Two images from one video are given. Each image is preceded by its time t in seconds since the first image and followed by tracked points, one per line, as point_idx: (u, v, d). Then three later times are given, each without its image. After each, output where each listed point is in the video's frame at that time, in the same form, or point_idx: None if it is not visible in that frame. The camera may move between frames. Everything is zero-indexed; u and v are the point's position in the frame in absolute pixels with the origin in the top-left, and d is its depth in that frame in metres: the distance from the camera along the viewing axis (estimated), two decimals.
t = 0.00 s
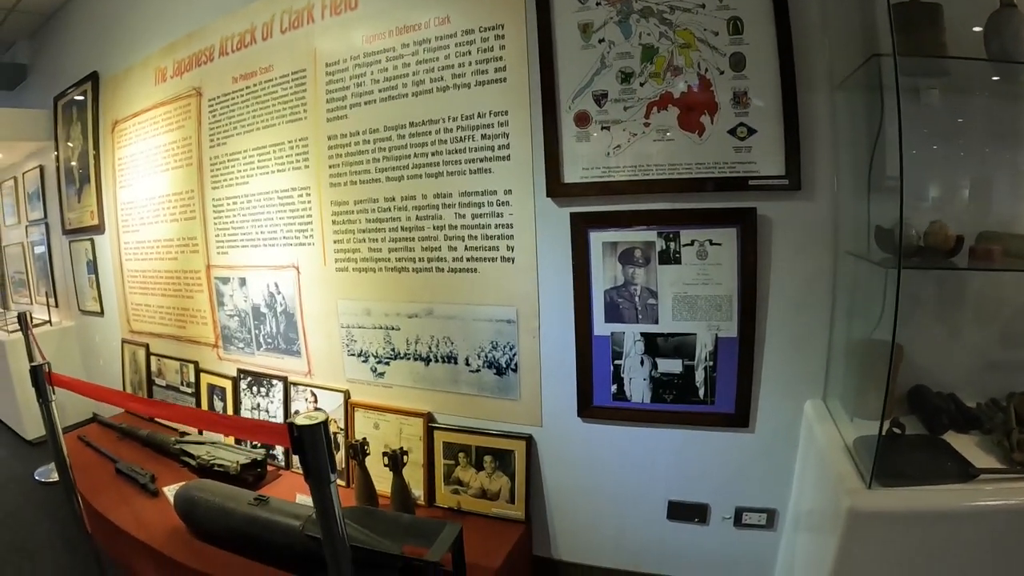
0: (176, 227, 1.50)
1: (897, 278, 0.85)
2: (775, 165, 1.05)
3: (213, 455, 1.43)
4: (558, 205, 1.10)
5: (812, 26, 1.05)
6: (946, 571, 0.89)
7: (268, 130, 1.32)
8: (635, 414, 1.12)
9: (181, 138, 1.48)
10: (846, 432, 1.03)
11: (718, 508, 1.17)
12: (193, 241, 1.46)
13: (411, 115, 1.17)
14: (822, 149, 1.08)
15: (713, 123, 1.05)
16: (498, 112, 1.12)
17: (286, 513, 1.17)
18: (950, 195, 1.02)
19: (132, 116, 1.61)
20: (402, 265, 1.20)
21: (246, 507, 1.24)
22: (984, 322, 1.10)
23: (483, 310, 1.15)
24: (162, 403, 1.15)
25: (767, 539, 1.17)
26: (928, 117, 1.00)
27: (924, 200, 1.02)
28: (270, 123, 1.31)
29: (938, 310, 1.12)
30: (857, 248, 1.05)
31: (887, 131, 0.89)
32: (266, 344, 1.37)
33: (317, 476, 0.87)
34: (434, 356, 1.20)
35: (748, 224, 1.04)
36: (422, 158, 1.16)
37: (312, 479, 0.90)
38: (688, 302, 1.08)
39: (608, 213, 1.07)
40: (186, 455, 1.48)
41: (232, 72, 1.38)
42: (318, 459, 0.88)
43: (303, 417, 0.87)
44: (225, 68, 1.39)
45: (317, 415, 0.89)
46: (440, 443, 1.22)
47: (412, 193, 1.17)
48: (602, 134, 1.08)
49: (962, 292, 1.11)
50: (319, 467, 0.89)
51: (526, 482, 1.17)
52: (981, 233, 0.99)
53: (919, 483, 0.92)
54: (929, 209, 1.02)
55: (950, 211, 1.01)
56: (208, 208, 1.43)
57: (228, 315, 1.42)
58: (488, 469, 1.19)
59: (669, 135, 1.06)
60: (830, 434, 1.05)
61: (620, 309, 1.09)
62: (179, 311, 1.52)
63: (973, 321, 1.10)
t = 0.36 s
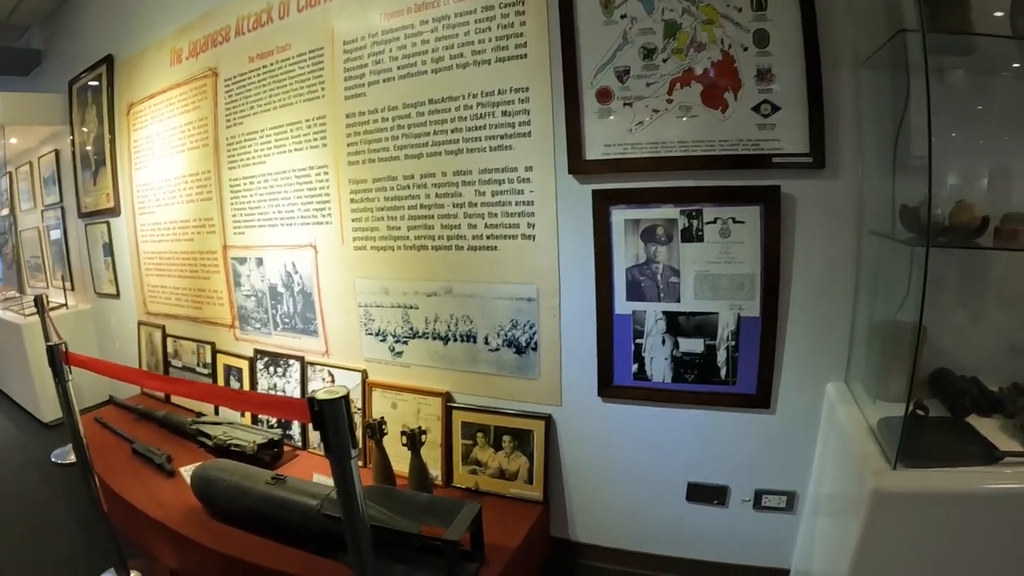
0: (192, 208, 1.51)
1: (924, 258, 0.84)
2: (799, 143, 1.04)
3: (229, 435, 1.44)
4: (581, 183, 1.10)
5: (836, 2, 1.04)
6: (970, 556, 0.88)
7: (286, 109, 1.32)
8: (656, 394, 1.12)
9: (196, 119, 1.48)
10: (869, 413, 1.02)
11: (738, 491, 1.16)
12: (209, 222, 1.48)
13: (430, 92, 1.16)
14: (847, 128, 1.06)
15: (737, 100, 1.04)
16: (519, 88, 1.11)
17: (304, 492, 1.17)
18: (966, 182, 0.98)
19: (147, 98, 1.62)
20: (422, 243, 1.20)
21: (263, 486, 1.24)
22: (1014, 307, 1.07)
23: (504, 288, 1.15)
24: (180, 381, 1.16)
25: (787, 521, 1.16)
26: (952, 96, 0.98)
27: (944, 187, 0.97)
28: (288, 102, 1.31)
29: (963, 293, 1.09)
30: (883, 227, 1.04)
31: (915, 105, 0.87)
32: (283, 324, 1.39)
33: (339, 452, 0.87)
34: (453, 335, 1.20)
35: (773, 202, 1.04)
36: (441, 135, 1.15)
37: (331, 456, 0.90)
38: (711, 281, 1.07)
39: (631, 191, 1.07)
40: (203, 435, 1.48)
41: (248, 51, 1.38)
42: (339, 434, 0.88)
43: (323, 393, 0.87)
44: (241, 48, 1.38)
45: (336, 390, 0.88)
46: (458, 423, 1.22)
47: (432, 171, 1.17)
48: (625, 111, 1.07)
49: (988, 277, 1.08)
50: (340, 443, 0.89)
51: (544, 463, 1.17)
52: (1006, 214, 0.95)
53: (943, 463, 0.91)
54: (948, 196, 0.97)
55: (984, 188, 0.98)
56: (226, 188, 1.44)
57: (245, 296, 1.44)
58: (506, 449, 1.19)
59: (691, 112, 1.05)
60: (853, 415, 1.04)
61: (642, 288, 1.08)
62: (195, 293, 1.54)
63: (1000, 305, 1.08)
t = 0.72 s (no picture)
0: (209, 186, 1.52)
1: (964, 237, 0.83)
2: (831, 119, 1.02)
3: (245, 415, 1.43)
4: (608, 158, 1.09)
5: None
6: (1002, 544, 0.85)
7: (305, 86, 1.30)
8: (682, 374, 1.10)
9: (213, 98, 1.48)
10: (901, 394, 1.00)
11: (762, 474, 1.15)
12: (226, 201, 1.49)
13: (453, 66, 1.14)
14: (879, 105, 1.03)
15: (767, 75, 1.02)
16: (544, 62, 1.09)
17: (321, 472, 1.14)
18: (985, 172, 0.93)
19: (162, 77, 1.61)
20: (443, 219, 1.19)
21: (281, 468, 1.20)
22: None
23: (527, 266, 1.14)
24: (201, 357, 1.13)
25: (810, 505, 1.14)
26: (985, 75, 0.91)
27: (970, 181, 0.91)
28: (306, 78, 1.30)
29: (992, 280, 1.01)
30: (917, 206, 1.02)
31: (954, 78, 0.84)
32: (301, 303, 1.41)
33: (363, 431, 0.83)
34: (475, 314, 1.20)
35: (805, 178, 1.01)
36: (464, 109, 1.13)
37: (354, 434, 0.86)
38: (739, 259, 1.05)
39: (661, 166, 1.05)
40: (219, 416, 1.48)
41: (264, 28, 1.36)
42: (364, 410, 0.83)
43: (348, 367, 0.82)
44: (257, 24, 1.37)
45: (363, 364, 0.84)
46: (479, 402, 1.22)
47: (454, 145, 1.15)
48: (653, 85, 1.05)
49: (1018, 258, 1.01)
50: (365, 420, 0.84)
51: (568, 443, 1.17)
52: None
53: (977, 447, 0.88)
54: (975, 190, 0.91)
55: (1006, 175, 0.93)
56: (243, 167, 1.44)
57: (262, 275, 1.46)
58: (528, 429, 1.19)
59: (722, 87, 1.03)
60: (884, 397, 1.01)
61: (669, 266, 1.07)
62: (212, 273, 1.57)
63: None
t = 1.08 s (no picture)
0: (226, 162, 1.51)
1: None
2: (880, 87, 0.97)
3: (264, 396, 1.40)
4: (646, 127, 1.05)
5: None
6: None
7: (325, 56, 1.26)
8: (721, 354, 1.07)
9: (229, 71, 1.45)
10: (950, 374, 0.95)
11: (800, 458, 1.11)
12: (244, 177, 1.48)
13: (481, 32, 1.09)
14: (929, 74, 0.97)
15: (813, 41, 0.97)
16: (578, 27, 1.04)
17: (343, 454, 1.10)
18: None
19: (177, 52, 1.57)
20: (472, 192, 1.16)
21: (303, 450, 1.15)
22: None
23: (560, 240, 1.11)
24: (213, 338, 1.06)
25: (849, 491, 1.10)
26: None
27: None
28: (326, 48, 1.26)
29: None
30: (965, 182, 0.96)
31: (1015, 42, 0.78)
32: (322, 280, 1.41)
33: (399, 413, 0.75)
34: (504, 291, 1.18)
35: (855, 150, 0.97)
36: (494, 78, 1.09)
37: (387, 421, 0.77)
38: (783, 235, 1.01)
39: (704, 136, 1.01)
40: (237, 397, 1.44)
41: None
42: (398, 393, 0.75)
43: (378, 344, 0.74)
44: None
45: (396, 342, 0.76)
46: (507, 382, 1.21)
47: (483, 115, 1.11)
48: (694, 51, 1.00)
49: None
50: (400, 402, 0.75)
51: (600, 425, 1.15)
52: None
53: None
54: None
55: None
56: (262, 142, 1.42)
57: (281, 252, 1.46)
58: (559, 411, 1.17)
59: (766, 53, 0.98)
60: (932, 378, 0.95)
61: (710, 241, 1.03)
62: (229, 251, 1.58)
63: None
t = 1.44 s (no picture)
0: (231, 139, 1.43)
1: None
2: (944, 55, 0.86)
3: (274, 385, 1.32)
4: (688, 96, 0.97)
5: None
6: None
7: (337, 23, 1.18)
8: (766, 342, 1.00)
9: (233, 42, 1.36)
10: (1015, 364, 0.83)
11: (846, 453, 1.04)
12: (249, 154, 1.40)
13: None
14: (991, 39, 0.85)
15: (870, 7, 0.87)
16: None
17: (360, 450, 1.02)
18: None
19: (179, 24, 1.49)
20: (497, 166, 1.08)
21: (318, 445, 1.07)
22: None
23: (595, 218, 1.04)
24: (220, 325, 0.97)
25: (895, 489, 1.03)
26: None
27: None
28: (337, 14, 1.17)
29: None
30: None
31: None
32: (334, 262, 1.34)
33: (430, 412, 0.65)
34: (532, 273, 1.11)
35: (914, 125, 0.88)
36: (521, 42, 1.01)
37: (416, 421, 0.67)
38: (838, 213, 0.94)
39: (753, 106, 0.93)
40: (245, 386, 1.37)
41: None
42: (430, 390, 0.65)
43: (408, 334, 0.64)
44: None
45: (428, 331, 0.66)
46: (535, 370, 1.15)
47: (510, 83, 1.04)
48: (742, 14, 0.91)
49: None
50: (431, 401, 0.66)
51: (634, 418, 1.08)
52: None
53: None
54: None
55: None
56: (269, 116, 1.33)
57: (290, 233, 1.39)
58: (590, 402, 1.11)
59: (819, 18, 0.89)
60: (994, 367, 0.84)
61: (759, 219, 0.97)
62: (235, 233, 1.51)
63: None
